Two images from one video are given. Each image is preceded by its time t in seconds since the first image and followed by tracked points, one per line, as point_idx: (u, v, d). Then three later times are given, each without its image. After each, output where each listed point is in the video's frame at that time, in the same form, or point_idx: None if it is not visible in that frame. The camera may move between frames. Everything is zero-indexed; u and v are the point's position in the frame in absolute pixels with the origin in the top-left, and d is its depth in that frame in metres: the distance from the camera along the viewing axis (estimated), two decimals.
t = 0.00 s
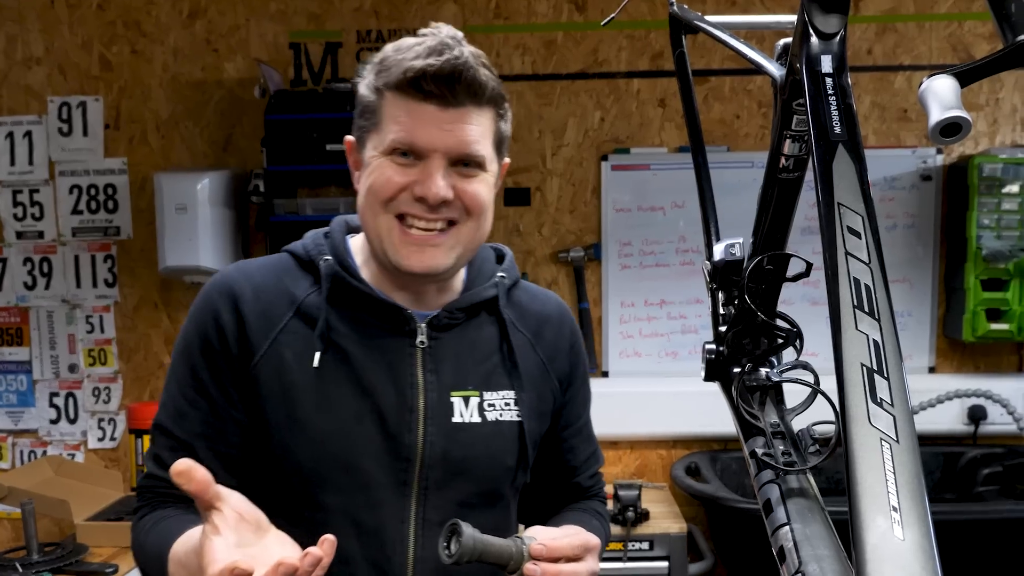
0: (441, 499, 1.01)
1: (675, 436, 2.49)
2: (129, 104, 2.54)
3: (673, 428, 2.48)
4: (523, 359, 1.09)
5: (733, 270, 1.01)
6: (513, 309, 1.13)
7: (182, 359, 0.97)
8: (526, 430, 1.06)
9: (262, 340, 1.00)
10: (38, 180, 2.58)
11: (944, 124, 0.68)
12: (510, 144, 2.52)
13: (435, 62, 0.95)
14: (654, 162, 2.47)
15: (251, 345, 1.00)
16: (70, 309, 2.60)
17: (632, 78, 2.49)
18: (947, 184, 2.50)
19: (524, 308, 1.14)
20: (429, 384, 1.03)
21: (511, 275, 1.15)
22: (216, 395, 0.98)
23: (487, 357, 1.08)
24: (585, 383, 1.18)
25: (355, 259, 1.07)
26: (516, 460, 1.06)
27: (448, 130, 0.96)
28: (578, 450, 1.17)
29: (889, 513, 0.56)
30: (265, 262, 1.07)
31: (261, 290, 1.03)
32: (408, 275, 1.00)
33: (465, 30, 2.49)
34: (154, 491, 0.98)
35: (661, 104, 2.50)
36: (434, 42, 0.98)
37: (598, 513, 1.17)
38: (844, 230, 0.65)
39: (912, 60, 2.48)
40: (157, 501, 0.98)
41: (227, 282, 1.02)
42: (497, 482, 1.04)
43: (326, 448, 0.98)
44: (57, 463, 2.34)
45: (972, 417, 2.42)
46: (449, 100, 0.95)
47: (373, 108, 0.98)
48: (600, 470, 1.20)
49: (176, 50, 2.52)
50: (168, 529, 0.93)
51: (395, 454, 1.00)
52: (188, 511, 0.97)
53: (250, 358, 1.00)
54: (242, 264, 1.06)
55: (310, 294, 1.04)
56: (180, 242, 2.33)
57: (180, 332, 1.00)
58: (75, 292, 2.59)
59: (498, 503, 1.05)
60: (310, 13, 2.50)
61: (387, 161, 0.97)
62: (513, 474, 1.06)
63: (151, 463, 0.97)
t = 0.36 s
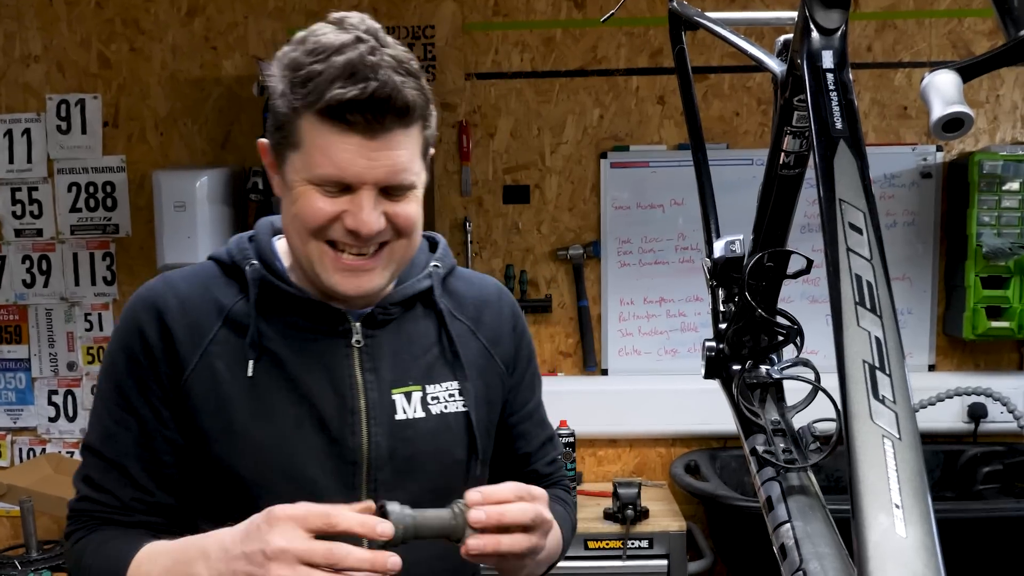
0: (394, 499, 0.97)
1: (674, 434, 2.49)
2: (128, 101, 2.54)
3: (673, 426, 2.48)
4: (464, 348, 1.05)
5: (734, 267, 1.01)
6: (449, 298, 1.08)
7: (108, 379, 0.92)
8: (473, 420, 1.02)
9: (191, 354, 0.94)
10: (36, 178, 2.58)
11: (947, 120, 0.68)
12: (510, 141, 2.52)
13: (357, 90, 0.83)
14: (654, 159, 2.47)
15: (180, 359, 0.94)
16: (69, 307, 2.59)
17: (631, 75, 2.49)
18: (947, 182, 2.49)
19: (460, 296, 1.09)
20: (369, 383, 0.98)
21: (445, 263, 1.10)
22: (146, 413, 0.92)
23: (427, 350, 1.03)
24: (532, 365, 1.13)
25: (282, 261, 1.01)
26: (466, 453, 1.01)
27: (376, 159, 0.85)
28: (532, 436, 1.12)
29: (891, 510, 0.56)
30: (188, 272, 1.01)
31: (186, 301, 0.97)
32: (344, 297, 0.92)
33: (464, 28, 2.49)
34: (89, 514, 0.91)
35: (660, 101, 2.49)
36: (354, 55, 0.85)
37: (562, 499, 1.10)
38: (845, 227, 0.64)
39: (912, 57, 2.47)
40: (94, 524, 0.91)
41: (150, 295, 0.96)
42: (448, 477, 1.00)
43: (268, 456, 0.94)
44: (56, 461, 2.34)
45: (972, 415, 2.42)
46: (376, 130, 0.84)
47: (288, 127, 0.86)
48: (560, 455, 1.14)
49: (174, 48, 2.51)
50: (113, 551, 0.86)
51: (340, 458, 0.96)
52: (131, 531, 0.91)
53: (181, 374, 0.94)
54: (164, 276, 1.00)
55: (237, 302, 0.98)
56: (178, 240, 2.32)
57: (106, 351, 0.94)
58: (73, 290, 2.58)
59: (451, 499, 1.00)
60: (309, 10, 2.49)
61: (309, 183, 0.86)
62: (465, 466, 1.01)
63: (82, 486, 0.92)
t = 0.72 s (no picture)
0: (372, 488, 0.96)
1: (680, 432, 2.48)
2: (135, 98, 2.55)
3: (680, 424, 2.47)
4: (438, 333, 1.05)
5: (741, 264, 1.00)
6: (419, 285, 1.08)
7: (77, 387, 0.92)
8: (451, 404, 1.02)
9: (158, 355, 0.93)
10: (44, 174, 2.59)
11: (956, 116, 0.67)
12: (516, 139, 2.52)
13: (269, 84, 0.81)
14: (660, 157, 2.46)
15: (147, 360, 0.93)
16: (76, 303, 2.60)
17: (638, 73, 2.48)
18: (954, 180, 2.48)
19: (431, 283, 1.09)
20: (342, 373, 0.98)
21: (413, 251, 1.11)
22: (115, 418, 0.91)
23: (399, 337, 1.03)
24: (507, 347, 1.14)
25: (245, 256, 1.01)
26: (445, 437, 1.02)
27: (304, 150, 0.83)
28: (512, 418, 1.12)
29: (899, 509, 0.56)
30: (153, 277, 1.00)
31: (151, 304, 0.96)
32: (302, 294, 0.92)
33: (470, 25, 2.48)
34: (64, 523, 0.90)
35: (667, 99, 2.49)
36: (260, 49, 0.83)
37: (549, 480, 1.11)
38: (855, 224, 0.64)
39: (919, 55, 2.46)
40: (70, 533, 0.90)
41: (114, 302, 0.96)
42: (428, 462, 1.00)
43: (239, 453, 0.93)
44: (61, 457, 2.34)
45: (979, 414, 2.41)
46: (298, 121, 0.82)
47: (217, 133, 0.85)
48: (541, 436, 1.15)
49: (182, 45, 2.52)
50: (91, 558, 0.85)
51: (317, 449, 0.95)
52: (108, 538, 0.90)
53: (149, 376, 0.93)
54: (127, 282, 0.99)
55: (202, 302, 0.98)
56: (186, 236, 2.33)
57: (75, 360, 0.94)
58: (81, 286, 2.59)
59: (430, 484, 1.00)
60: (317, 8, 2.52)
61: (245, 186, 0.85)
62: (444, 449, 1.02)
63: (57, 495, 0.91)
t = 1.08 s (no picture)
0: (379, 485, 0.96)
1: (692, 434, 2.47)
2: (150, 97, 2.56)
3: (691, 426, 2.46)
4: (444, 331, 1.05)
5: (756, 265, 0.99)
6: (426, 283, 1.08)
7: (86, 389, 0.93)
8: (457, 401, 1.02)
9: (166, 354, 0.93)
10: (58, 172, 2.60)
11: (976, 116, 0.67)
12: (529, 139, 2.51)
13: (277, 79, 0.81)
14: (674, 158, 2.45)
15: (154, 360, 0.93)
16: (90, 301, 2.62)
17: (652, 74, 2.47)
18: (970, 183, 2.46)
19: (438, 282, 1.09)
20: (348, 370, 0.98)
21: (419, 250, 1.10)
22: (123, 418, 0.91)
23: (406, 334, 1.03)
24: (514, 345, 1.13)
25: (251, 258, 1.01)
26: (452, 434, 1.01)
27: (311, 145, 0.83)
28: (519, 416, 1.12)
29: (917, 511, 0.55)
30: (160, 278, 1.01)
31: (158, 305, 0.96)
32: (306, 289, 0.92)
33: (484, 25, 2.49)
34: (75, 522, 0.90)
35: (681, 99, 2.48)
36: (269, 45, 0.84)
37: (556, 478, 1.11)
38: (872, 224, 0.63)
39: (936, 57, 2.45)
40: (80, 532, 0.90)
41: (121, 303, 0.96)
42: (435, 461, 1.00)
43: (246, 452, 0.93)
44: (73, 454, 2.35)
45: (994, 418, 2.39)
46: (305, 116, 0.82)
47: (225, 128, 0.85)
48: (549, 434, 1.15)
49: (197, 44, 2.53)
50: (100, 557, 0.86)
51: (324, 446, 0.95)
52: (116, 537, 0.90)
53: (156, 376, 0.93)
54: (135, 283, 0.99)
55: (209, 302, 0.98)
56: (199, 236, 2.35)
57: (83, 361, 0.95)
58: (94, 284, 2.61)
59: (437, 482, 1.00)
60: (330, 7, 2.52)
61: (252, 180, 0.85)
62: (450, 448, 1.01)
63: (67, 495, 0.92)
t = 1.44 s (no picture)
0: (402, 482, 0.96)
1: (705, 435, 2.46)
2: (166, 95, 2.58)
3: (704, 426, 2.46)
4: (470, 329, 1.05)
5: (773, 264, 0.99)
6: (452, 280, 1.08)
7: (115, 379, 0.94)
8: (482, 399, 1.02)
9: (194, 347, 0.94)
10: (75, 169, 2.63)
11: (1000, 113, 0.66)
12: (544, 137, 2.51)
13: (317, 46, 0.85)
14: (689, 157, 2.44)
15: (183, 351, 0.94)
16: (105, 297, 2.64)
17: (668, 73, 2.47)
18: (989, 184, 2.44)
19: (464, 279, 1.09)
20: (374, 366, 0.98)
21: (446, 247, 1.10)
22: (151, 408, 0.92)
23: (432, 331, 1.03)
24: (538, 344, 1.13)
25: (281, 254, 1.02)
26: (476, 432, 1.01)
27: (346, 112, 0.86)
28: (542, 415, 1.11)
29: (937, 512, 0.55)
30: (190, 270, 1.02)
31: (187, 298, 0.97)
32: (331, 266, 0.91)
33: (500, 23, 2.49)
34: (102, 510, 0.92)
35: (697, 98, 2.47)
36: (314, 21, 0.88)
37: (577, 477, 1.11)
38: (893, 221, 0.63)
39: (954, 56, 2.42)
40: (106, 520, 0.92)
41: (151, 294, 0.97)
42: (459, 459, 0.99)
43: (270, 445, 0.93)
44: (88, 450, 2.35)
45: (1011, 421, 2.36)
46: (341, 83, 0.86)
47: (264, 101, 0.89)
48: (571, 433, 1.14)
49: (212, 41, 2.55)
50: (124, 545, 0.88)
51: (348, 442, 0.96)
52: (142, 526, 0.92)
53: (183, 368, 0.94)
54: (164, 275, 1.00)
55: (238, 295, 0.99)
56: (214, 233, 2.35)
57: (112, 352, 0.96)
58: (109, 280, 2.63)
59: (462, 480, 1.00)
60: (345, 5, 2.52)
61: (288, 151, 0.88)
62: (474, 446, 1.01)
63: (94, 483, 0.93)
